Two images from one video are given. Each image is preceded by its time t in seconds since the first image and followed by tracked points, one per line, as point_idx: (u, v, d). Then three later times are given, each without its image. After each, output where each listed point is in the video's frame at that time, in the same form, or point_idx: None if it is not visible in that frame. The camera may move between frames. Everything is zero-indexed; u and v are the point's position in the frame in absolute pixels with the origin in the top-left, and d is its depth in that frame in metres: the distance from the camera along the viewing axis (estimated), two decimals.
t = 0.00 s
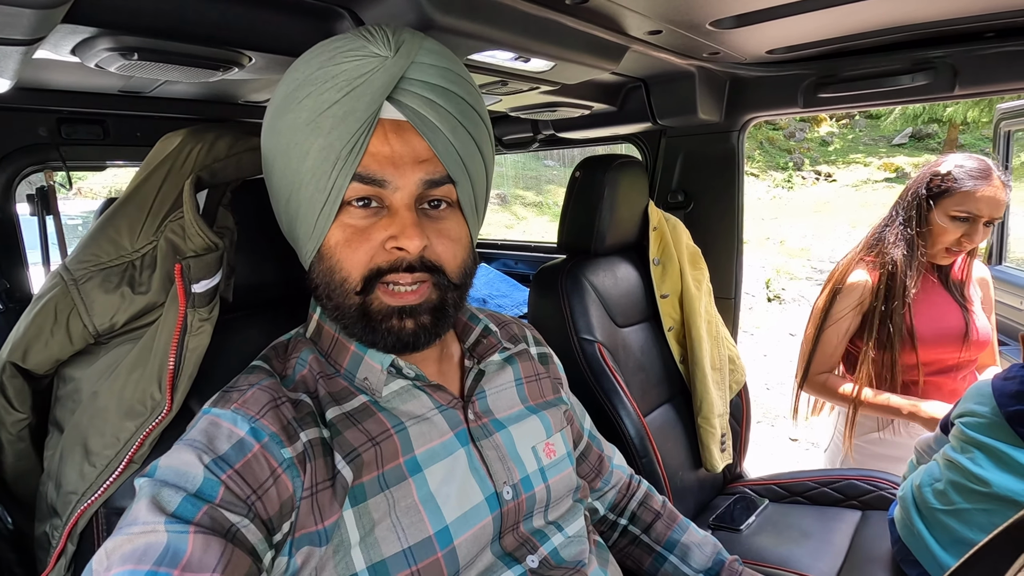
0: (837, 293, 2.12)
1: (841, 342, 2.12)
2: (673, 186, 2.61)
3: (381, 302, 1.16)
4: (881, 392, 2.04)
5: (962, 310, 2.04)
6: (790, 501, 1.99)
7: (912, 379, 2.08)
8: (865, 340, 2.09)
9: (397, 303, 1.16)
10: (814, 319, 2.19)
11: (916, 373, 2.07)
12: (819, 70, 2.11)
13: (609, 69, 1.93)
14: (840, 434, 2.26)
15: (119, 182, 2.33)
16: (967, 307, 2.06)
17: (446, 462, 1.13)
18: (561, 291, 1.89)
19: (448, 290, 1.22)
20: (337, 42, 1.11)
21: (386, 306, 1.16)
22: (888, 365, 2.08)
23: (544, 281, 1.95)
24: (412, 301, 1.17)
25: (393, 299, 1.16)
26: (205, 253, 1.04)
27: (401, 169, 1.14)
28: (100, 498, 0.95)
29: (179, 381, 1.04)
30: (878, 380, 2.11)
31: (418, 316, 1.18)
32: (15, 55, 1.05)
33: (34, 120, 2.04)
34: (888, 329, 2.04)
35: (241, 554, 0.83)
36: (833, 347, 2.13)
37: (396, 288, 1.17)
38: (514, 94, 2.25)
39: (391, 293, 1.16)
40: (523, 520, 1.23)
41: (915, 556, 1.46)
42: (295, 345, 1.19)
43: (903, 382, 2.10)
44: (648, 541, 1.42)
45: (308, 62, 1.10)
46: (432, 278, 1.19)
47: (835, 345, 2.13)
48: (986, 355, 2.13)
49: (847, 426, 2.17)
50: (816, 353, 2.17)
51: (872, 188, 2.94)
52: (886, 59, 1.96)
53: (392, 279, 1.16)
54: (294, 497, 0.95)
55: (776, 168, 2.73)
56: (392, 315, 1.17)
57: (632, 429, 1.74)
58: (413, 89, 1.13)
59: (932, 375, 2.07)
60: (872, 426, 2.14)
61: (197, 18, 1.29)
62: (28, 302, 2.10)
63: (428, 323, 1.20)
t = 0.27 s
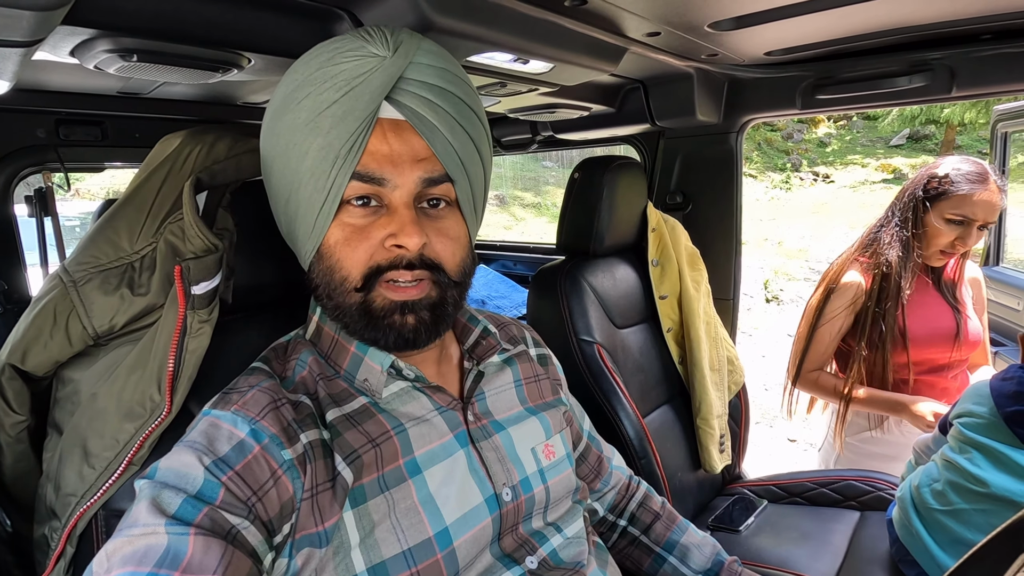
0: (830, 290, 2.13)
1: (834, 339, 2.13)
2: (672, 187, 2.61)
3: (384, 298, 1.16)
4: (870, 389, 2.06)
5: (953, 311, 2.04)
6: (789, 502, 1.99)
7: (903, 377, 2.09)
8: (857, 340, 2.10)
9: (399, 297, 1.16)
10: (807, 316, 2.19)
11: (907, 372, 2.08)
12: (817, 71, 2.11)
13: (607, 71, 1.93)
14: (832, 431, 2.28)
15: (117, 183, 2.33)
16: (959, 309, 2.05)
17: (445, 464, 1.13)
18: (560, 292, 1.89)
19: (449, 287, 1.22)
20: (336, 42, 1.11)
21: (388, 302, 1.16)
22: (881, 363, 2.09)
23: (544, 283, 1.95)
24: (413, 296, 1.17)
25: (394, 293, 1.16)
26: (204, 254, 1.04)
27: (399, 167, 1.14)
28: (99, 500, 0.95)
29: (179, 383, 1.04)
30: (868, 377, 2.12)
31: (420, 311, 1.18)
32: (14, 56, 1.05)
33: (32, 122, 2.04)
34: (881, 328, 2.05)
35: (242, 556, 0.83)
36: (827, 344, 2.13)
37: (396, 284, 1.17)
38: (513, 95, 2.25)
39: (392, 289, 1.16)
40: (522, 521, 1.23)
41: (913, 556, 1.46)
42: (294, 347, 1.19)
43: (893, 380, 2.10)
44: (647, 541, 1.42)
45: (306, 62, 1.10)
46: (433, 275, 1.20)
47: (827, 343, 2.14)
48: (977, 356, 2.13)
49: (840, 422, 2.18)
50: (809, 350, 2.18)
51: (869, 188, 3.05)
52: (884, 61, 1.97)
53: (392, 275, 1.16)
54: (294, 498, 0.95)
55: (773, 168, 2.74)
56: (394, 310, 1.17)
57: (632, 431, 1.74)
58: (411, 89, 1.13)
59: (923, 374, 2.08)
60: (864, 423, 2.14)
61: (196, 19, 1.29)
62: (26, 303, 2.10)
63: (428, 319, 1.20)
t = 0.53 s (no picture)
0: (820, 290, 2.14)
1: (825, 337, 2.14)
2: (672, 188, 2.61)
3: (388, 294, 1.16)
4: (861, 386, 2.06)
5: (942, 309, 2.04)
6: (789, 502, 1.99)
7: (894, 375, 2.09)
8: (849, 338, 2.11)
9: (402, 295, 1.17)
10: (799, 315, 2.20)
11: (897, 370, 2.08)
12: (816, 73, 2.12)
13: (607, 72, 1.94)
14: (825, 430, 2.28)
15: (117, 184, 2.32)
16: (948, 306, 2.05)
17: (449, 463, 1.13)
18: (560, 293, 1.89)
19: (452, 283, 1.22)
20: (337, 44, 1.11)
21: (392, 298, 1.16)
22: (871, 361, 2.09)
23: (544, 284, 1.95)
24: (417, 293, 1.17)
25: (398, 289, 1.17)
26: (206, 256, 1.04)
27: (402, 165, 1.15)
28: (101, 502, 0.95)
29: (181, 385, 1.03)
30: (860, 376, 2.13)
31: (423, 307, 1.18)
32: (15, 59, 1.05)
33: (31, 123, 2.04)
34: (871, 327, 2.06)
35: (246, 557, 0.83)
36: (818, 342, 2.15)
37: (400, 281, 1.17)
38: (513, 96, 2.25)
39: (397, 286, 1.16)
40: (525, 520, 1.23)
41: (912, 557, 1.46)
42: (297, 348, 1.19)
43: (885, 377, 2.10)
44: (648, 542, 1.42)
45: (308, 63, 1.11)
46: (437, 272, 1.20)
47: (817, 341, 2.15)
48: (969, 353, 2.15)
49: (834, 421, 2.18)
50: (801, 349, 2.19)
51: (867, 188, 3.07)
52: (882, 62, 1.98)
53: (396, 272, 1.16)
54: (297, 499, 0.95)
55: (774, 169, 2.76)
56: (397, 307, 1.17)
57: (632, 432, 1.74)
58: (412, 89, 1.14)
59: (914, 372, 2.08)
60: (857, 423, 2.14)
61: (197, 21, 1.30)
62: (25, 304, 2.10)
63: (432, 316, 1.20)
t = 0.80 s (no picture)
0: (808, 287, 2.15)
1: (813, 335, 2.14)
2: (670, 188, 2.62)
3: (391, 297, 1.17)
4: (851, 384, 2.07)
5: (927, 305, 2.04)
6: (786, 501, 2.00)
7: (881, 372, 2.10)
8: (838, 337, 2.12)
9: (405, 298, 1.17)
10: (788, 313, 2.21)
11: (884, 367, 2.09)
12: (813, 73, 2.13)
13: (605, 72, 1.94)
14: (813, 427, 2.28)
15: (115, 184, 2.33)
16: (933, 302, 2.07)
17: (449, 455, 1.13)
18: (558, 292, 1.90)
19: (453, 285, 1.24)
20: (339, 47, 1.11)
21: (396, 301, 1.17)
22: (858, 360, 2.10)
23: (542, 283, 1.96)
24: (420, 296, 1.18)
25: (402, 293, 1.17)
26: (204, 255, 1.05)
27: (406, 170, 1.15)
28: (99, 499, 0.95)
29: (179, 382, 1.04)
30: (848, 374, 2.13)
31: (425, 310, 1.19)
32: (15, 58, 1.05)
33: (29, 123, 2.04)
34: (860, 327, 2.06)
35: (243, 550, 0.83)
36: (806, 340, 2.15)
37: (403, 285, 1.17)
38: (511, 96, 2.26)
39: (400, 289, 1.17)
40: (525, 513, 1.23)
41: (910, 557, 1.46)
42: (296, 343, 1.19)
43: (872, 374, 2.11)
44: (646, 540, 1.42)
45: (310, 65, 1.11)
46: (438, 275, 1.21)
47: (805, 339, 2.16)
48: (951, 349, 2.18)
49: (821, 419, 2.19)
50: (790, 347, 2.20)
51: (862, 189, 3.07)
52: (879, 62, 1.98)
53: (400, 275, 1.17)
54: (296, 489, 0.95)
55: (773, 170, 2.80)
56: (400, 309, 1.17)
57: (629, 430, 1.75)
58: (415, 93, 1.14)
59: (900, 368, 2.09)
60: (845, 420, 2.16)
61: (196, 21, 1.30)
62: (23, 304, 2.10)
63: (434, 318, 1.21)
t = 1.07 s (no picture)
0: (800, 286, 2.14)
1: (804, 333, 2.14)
2: (668, 188, 2.62)
3: (394, 299, 1.17)
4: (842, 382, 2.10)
5: (914, 302, 2.05)
6: (785, 501, 2.00)
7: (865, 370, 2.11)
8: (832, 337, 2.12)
9: (408, 299, 1.17)
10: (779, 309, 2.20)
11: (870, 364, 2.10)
12: (811, 74, 2.13)
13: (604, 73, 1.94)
14: (802, 427, 2.33)
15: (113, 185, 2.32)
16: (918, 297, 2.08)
17: (449, 458, 1.13)
18: (557, 293, 1.90)
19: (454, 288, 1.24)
20: (344, 47, 1.11)
21: (398, 303, 1.17)
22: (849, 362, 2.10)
23: (540, 284, 1.96)
24: (422, 298, 1.18)
25: (405, 294, 1.17)
26: (203, 256, 1.05)
27: (409, 172, 1.15)
28: (98, 501, 0.95)
29: (177, 384, 1.04)
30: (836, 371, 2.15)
31: (425, 311, 1.19)
32: (13, 58, 1.05)
33: (27, 123, 2.03)
34: (852, 329, 2.06)
35: (241, 553, 0.83)
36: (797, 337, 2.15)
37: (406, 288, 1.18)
38: (510, 97, 2.26)
39: (402, 292, 1.17)
40: (525, 516, 1.23)
41: (913, 558, 1.45)
42: (295, 345, 1.19)
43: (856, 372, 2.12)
44: (645, 541, 1.42)
45: (314, 65, 1.11)
46: (440, 278, 1.21)
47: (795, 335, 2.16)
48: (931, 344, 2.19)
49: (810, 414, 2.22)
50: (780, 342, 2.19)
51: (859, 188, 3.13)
52: (877, 63, 1.99)
53: (403, 278, 1.17)
54: (294, 493, 0.95)
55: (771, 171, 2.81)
56: (401, 310, 1.17)
57: (629, 431, 1.75)
58: (420, 94, 1.14)
59: (883, 364, 2.11)
60: (833, 415, 2.17)
61: (195, 22, 1.30)
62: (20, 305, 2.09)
63: (434, 319, 1.21)
